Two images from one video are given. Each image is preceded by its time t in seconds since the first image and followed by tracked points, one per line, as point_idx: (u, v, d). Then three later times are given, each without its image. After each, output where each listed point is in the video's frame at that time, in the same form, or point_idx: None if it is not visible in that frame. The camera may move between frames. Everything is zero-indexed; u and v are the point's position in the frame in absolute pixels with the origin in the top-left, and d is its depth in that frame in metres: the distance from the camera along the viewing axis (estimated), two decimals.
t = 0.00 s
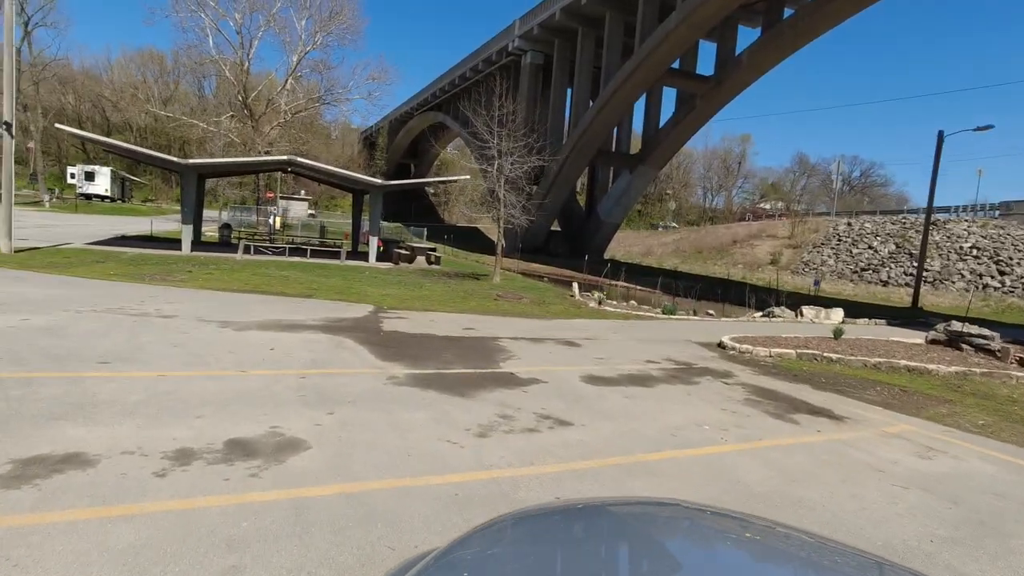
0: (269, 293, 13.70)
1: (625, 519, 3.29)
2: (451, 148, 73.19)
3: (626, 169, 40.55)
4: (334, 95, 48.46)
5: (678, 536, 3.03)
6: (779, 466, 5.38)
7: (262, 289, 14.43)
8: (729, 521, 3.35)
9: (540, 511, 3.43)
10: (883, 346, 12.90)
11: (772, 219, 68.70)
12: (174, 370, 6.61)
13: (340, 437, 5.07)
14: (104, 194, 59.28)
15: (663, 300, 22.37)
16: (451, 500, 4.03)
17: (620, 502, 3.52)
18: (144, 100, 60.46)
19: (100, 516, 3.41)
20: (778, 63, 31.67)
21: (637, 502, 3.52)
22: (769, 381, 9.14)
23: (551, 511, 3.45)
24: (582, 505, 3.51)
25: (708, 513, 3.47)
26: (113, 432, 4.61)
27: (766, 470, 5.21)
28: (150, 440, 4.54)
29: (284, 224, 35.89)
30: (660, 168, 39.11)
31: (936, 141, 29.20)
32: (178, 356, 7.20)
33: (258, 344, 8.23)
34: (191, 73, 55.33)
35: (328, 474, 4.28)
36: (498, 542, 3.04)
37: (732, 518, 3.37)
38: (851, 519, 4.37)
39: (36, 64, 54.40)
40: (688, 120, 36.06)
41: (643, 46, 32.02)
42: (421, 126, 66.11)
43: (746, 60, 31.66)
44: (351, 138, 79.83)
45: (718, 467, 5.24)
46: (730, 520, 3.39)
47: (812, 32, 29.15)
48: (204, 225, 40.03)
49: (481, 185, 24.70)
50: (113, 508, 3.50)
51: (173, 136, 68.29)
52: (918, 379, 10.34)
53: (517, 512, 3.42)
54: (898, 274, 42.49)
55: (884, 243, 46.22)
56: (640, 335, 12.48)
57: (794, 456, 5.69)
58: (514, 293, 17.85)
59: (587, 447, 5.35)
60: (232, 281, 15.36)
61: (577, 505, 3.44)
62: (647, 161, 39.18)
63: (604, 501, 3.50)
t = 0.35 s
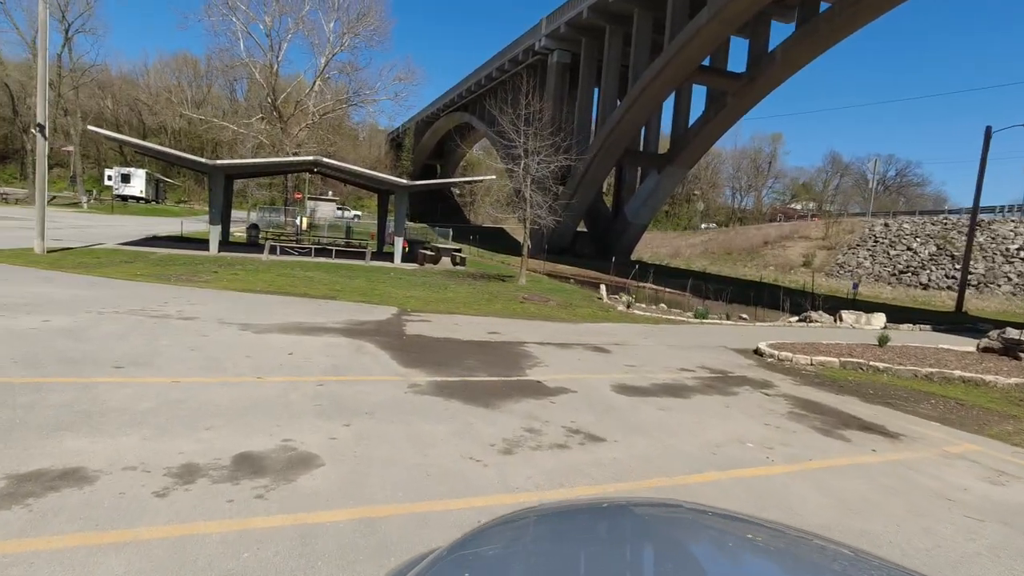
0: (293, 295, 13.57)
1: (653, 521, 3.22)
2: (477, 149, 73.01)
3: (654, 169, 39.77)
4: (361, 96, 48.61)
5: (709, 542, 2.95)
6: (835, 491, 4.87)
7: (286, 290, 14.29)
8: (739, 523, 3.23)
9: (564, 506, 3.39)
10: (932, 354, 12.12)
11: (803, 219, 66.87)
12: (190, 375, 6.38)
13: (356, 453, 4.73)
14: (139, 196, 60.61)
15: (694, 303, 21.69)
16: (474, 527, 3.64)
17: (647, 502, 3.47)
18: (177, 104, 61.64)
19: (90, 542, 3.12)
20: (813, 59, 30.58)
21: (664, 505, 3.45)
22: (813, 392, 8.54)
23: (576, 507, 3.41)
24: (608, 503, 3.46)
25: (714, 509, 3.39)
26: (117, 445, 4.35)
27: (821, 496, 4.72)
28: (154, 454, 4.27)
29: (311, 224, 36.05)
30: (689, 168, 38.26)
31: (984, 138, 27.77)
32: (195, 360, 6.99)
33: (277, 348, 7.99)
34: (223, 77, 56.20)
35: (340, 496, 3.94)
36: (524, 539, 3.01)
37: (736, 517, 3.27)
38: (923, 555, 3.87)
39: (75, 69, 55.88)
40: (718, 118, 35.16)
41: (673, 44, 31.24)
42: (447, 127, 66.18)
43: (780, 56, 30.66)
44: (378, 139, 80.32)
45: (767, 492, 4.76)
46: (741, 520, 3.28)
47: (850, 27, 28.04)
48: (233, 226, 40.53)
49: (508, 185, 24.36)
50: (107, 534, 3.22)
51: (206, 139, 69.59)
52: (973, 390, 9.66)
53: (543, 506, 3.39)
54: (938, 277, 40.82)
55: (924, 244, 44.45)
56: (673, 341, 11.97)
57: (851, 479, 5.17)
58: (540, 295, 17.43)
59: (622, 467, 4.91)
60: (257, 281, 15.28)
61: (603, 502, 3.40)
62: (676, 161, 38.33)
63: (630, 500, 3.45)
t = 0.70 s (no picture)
0: (312, 296, 13.42)
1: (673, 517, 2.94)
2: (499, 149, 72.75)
3: (677, 169, 39.11)
4: (383, 97, 48.67)
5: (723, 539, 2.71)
6: (887, 518, 4.43)
7: (305, 291, 14.16)
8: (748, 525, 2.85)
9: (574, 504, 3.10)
10: (977, 363, 11.44)
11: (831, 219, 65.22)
12: (200, 381, 6.18)
13: (368, 468, 4.45)
14: (166, 197, 61.68)
15: (720, 306, 21.10)
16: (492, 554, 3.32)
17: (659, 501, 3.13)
18: (203, 106, 62.56)
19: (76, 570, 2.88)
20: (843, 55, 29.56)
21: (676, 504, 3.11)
22: (852, 403, 8.04)
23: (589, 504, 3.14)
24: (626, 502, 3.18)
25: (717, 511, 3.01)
26: (117, 458, 4.15)
27: (873, 523, 4.29)
28: (155, 469, 4.04)
29: (333, 225, 36.16)
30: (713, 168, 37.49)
31: None
32: (208, 364, 6.81)
33: (292, 352, 7.78)
34: (248, 79, 56.85)
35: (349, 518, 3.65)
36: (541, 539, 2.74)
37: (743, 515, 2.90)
38: None
39: (105, 73, 57.02)
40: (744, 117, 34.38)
41: (697, 41, 30.56)
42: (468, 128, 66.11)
43: (809, 52, 29.76)
44: (400, 140, 80.58)
45: (812, 516, 4.36)
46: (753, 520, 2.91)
47: (882, 22, 27.00)
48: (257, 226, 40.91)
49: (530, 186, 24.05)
50: (96, 561, 2.97)
51: (232, 141, 70.59)
52: None
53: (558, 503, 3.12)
54: (974, 280, 39.31)
55: (959, 245, 42.88)
56: (700, 347, 11.53)
57: (904, 504, 4.72)
58: (562, 297, 17.06)
59: (653, 485, 4.55)
60: (276, 282, 15.20)
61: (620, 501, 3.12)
62: (700, 161, 37.61)
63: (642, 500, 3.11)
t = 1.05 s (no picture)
0: (327, 297, 13.29)
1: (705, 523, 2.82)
2: (516, 149, 72.44)
3: (697, 169, 38.54)
4: (401, 98, 48.68)
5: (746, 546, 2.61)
6: (937, 543, 4.08)
7: (321, 292, 14.01)
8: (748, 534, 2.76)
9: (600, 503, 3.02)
10: (1017, 370, 10.89)
11: (855, 220, 63.73)
12: (210, 386, 5.99)
13: (379, 482, 4.21)
14: (188, 198, 62.40)
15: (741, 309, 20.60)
16: None
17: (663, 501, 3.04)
18: (225, 108, 63.21)
19: None
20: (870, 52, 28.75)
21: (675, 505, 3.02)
22: (888, 414, 7.63)
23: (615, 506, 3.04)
24: (647, 502, 3.07)
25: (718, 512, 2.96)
26: (117, 469, 3.97)
27: (921, 550, 3.94)
28: (155, 481, 3.85)
29: (351, 225, 36.22)
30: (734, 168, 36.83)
31: None
32: (218, 369, 6.62)
33: (305, 355, 7.59)
34: (268, 81, 57.28)
35: (356, 539, 3.41)
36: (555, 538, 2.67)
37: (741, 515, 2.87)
38: None
39: (130, 76, 57.88)
40: (765, 116, 33.72)
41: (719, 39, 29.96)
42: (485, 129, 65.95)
43: (833, 49, 28.99)
44: (417, 140, 80.71)
45: (854, 540, 4.03)
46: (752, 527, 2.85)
47: (911, 17, 26.19)
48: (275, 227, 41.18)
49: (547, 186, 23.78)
50: None
51: (252, 142, 71.28)
52: None
53: (574, 502, 3.04)
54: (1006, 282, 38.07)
55: (989, 246, 41.58)
56: (724, 352, 11.14)
57: (953, 528, 4.34)
58: (580, 299, 16.74)
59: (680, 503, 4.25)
60: (292, 283, 15.10)
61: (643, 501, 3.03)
62: (720, 161, 36.97)
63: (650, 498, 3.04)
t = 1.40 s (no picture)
0: (342, 299, 13.15)
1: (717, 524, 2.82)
2: (532, 150, 72.14)
3: (716, 169, 37.93)
4: (418, 99, 48.61)
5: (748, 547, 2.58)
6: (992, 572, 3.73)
7: (335, 294, 13.85)
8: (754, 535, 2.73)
9: (613, 500, 3.08)
10: None
11: (878, 221, 62.37)
12: (217, 391, 5.80)
13: (387, 498, 3.96)
14: (207, 199, 63.00)
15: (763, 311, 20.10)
16: None
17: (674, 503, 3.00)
18: (244, 110, 63.68)
19: None
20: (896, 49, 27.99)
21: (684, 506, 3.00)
22: (926, 426, 7.21)
23: (628, 504, 3.09)
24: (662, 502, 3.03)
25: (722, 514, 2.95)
26: (114, 482, 3.77)
27: None
28: (153, 496, 3.64)
29: (367, 226, 36.19)
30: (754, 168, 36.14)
31: None
32: (227, 373, 6.44)
33: (316, 359, 7.38)
34: (286, 83, 57.64)
35: (361, 565, 3.15)
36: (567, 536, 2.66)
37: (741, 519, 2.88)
38: None
39: (152, 79, 58.59)
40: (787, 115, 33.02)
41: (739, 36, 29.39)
42: (501, 129, 65.71)
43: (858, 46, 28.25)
44: (434, 141, 80.78)
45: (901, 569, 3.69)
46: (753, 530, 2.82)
47: (940, 12, 25.37)
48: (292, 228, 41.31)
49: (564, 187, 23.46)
50: None
51: (271, 143, 71.88)
52: None
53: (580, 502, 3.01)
54: None
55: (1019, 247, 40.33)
56: (749, 357, 10.75)
57: (1007, 555, 3.98)
58: (598, 301, 16.42)
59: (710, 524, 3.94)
60: (307, 284, 14.98)
61: (657, 501, 3.06)
62: (739, 161, 36.33)
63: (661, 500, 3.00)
